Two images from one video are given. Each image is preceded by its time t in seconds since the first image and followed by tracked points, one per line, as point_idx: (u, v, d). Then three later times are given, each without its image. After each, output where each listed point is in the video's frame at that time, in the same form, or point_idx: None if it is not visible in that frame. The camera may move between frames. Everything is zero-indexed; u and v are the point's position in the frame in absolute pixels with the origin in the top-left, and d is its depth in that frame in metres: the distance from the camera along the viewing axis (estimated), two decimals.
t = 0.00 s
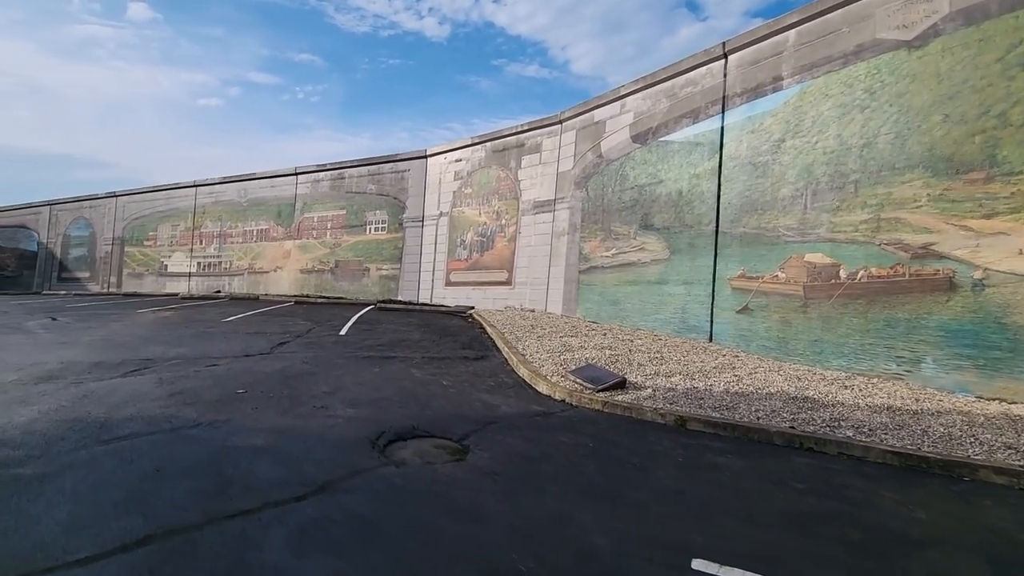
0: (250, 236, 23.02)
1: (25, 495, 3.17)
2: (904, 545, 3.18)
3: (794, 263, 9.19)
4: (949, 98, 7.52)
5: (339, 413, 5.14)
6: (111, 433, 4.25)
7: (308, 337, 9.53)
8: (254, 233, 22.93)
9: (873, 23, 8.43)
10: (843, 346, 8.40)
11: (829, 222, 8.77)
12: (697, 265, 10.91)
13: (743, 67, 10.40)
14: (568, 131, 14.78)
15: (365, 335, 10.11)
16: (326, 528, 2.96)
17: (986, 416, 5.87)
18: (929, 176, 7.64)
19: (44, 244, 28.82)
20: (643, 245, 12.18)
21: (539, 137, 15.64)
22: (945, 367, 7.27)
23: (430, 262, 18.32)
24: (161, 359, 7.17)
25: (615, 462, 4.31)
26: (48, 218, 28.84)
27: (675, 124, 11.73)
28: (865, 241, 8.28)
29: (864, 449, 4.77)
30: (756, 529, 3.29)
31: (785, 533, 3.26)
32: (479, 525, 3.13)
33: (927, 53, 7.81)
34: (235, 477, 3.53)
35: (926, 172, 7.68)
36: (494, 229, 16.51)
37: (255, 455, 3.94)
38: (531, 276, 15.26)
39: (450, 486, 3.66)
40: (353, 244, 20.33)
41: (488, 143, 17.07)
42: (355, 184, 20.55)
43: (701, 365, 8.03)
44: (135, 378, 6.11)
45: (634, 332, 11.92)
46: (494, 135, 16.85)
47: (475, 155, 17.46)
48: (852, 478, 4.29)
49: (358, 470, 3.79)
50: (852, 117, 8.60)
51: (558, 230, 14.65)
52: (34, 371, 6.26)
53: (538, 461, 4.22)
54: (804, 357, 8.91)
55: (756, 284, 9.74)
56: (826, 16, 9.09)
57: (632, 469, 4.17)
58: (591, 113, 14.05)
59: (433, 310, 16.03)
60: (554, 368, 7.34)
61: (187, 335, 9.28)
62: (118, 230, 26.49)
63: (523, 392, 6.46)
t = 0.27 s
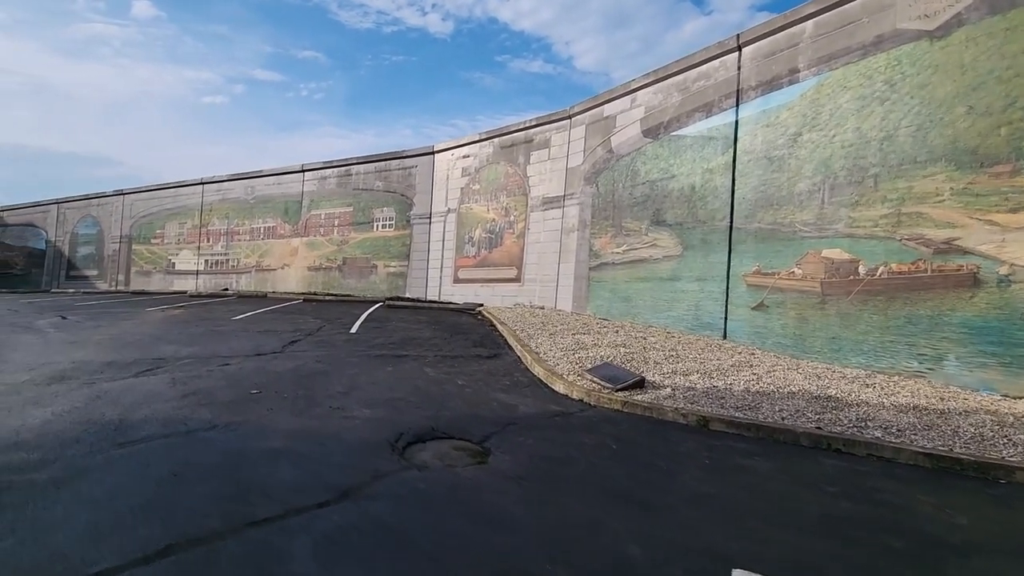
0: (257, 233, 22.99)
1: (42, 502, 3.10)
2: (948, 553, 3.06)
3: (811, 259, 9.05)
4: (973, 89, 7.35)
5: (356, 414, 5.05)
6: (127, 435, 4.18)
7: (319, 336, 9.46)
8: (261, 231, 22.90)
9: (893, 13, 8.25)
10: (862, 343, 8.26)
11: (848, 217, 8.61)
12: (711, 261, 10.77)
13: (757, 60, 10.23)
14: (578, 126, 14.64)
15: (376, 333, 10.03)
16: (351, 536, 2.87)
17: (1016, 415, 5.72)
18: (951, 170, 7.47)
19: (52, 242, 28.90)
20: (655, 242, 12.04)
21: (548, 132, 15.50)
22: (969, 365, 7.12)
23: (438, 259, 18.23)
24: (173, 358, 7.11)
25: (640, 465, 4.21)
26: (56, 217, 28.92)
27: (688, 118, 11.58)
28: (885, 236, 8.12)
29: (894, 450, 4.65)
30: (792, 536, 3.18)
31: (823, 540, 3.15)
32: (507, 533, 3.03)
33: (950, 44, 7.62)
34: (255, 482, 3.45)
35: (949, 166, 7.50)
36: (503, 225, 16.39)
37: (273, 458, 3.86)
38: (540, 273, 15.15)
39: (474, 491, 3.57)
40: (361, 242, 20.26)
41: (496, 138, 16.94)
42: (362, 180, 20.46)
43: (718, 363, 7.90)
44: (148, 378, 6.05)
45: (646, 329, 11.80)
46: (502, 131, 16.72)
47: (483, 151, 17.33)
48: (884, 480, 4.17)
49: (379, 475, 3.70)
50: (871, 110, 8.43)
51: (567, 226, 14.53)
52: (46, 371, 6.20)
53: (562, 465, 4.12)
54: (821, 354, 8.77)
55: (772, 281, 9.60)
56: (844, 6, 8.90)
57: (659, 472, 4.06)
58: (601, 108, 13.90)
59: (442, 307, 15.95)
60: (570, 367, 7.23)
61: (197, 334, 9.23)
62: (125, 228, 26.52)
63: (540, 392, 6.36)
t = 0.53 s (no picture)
0: (265, 232, 22.98)
1: (59, 510, 3.03)
2: (995, 563, 2.94)
3: (829, 256, 8.89)
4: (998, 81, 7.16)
5: (372, 416, 4.97)
6: (142, 439, 4.12)
7: (330, 336, 9.40)
8: (269, 229, 22.89)
9: (914, 4, 8.08)
10: (883, 341, 8.11)
11: (867, 213, 8.44)
12: (725, 258, 10.62)
13: (773, 53, 10.07)
14: (587, 122, 14.50)
15: (387, 333, 9.96)
16: (375, 546, 2.78)
17: None
18: (975, 163, 7.29)
19: (62, 242, 29.04)
20: (667, 239, 11.90)
21: (558, 129, 15.36)
22: (995, 364, 6.95)
23: (446, 257, 18.14)
24: (185, 359, 7.06)
25: (665, 469, 4.10)
26: (66, 217, 29.05)
27: (701, 113, 11.42)
28: (906, 232, 7.96)
29: (925, 454, 4.51)
30: (830, 545, 3.06)
31: (863, 550, 3.03)
32: (535, 542, 2.93)
33: (973, 35, 7.44)
34: (274, 489, 3.37)
35: (972, 159, 7.32)
36: (512, 223, 16.28)
37: (291, 464, 3.78)
38: (550, 271, 15.04)
39: (498, 497, 3.47)
40: (369, 240, 20.20)
41: (504, 135, 16.82)
42: (370, 178, 20.40)
43: (736, 362, 7.77)
44: (161, 380, 5.99)
45: (659, 327, 11.68)
46: (511, 128, 16.59)
47: (491, 148, 17.22)
48: (918, 485, 4.03)
49: (400, 480, 3.61)
50: (892, 103, 8.25)
51: (578, 224, 14.40)
52: (59, 373, 6.16)
53: (585, 469, 4.01)
54: (840, 353, 8.62)
55: (789, 278, 9.46)
56: None
57: (686, 477, 3.95)
58: (611, 104, 13.76)
59: (451, 306, 15.87)
60: (585, 367, 7.12)
61: (208, 334, 9.18)
62: (134, 227, 26.60)
63: (557, 392, 6.26)
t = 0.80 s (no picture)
0: (275, 229, 22.99)
1: (76, 514, 2.95)
2: None
3: (851, 250, 8.69)
4: None
5: (390, 416, 4.87)
6: (158, 440, 4.04)
7: (343, 333, 9.33)
8: (279, 227, 22.89)
9: None
10: (907, 338, 7.91)
11: (891, 207, 8.23)
12: (742, 253, 10.44)
13: (792, 44, 9.86)
14: (600, 117, 14.33)
15: (400, 330, 9.87)
16: (402, 553, 2.68)
17: None
18: (1004, 155, 7.05)
19: (74, 240, 29.24)
20: (682, 234, 11.72)
21: (570, 123, 15.20)
22: None
23: (457, 254, 18.04)
24: (199, 357, 7.00)
25: (694, 471, 3.97)
26: (78, 215, 29.23)
27: (717, 106, 11.23)
28: (931, 226, 7.75)
29: (963, 456, 4.34)
30: (875, 553, 2.92)
31: (910, 558, 2.89)
32: (567, 549, 2.82)
33: (1003, 21, 7.20)
34: (294, 492, 3.27)
35: (1001, 150, 7.09)
36: (523, 219, 16.15)
37: (310, 466, 3.68)
38: (562, 267, 14.91)
39: (524, 500, 3.35)
40: (379, 237, 20.15)
41: (515, 130, 16.67)
42: (380, 175, 20.32)
43: (757, 359, 7.61)
44: (175, 378, 5.93)
45: (674, 324, 11.52)
46: (522, 123, 16.45)
47: (502, 144, 17.08)
48: (958, 489, 3.87)
49: (422, 483, 3.51)
50: (917, 93, 8.02)
51: (590, 219, 14.25)
52: (74, 371, 6.12)
53: (611, 471, 3.89)
54: (863, 350, 8.43)
55: (808, 273, 9.27)
56: None
57: (716, 480, 3.82)
58: (624, 97, 13.58)
59: (462, 302, 15.79)
60: (603, 365, 6.99)
61: (221, 331, 9.14)
62: (145, 225, 26.71)
63: (575, 391, 6.14)
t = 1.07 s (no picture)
0: (285, 227, 22.97)
1: (87, 523, 2.83)
2: None
3: (875, 246, 8.44)
4: None
5: (407, 418, 4.73)
6: (171, 444, 3.93)
7: (356, 332, 9.22)
8: (289, 225, 22.87)
9: None
10: (935, 336, 7.67)
11: (918, 201, 7.97)
12: (761, 249, 10.21)
13: (812, 34, 9.60)
14: (613, 111, 14.12)
15: (413, 328, 9.74)
16: (426, 567, 2.53)
17: None
18: None
19: (87, 239, 29.44)
20: (698, 230, 11.50)
21: (582, 118, 15.00)
22: None
23: (467, 251, 17.90)
24: (211, 357, 6.91)
25: (726, 477, 3.79)
26: (91, 214, 29.42)
27: (735, 99, 10.99)
28: (961, 220, 7.48)
29: (1008, 461, 4.12)
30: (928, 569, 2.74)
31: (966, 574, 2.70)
32: (599, 562, 2.66)
33: None
34: (312, 500, 3.14)
35: None
36: (535, 215, 15.98)
37: (328, 471, 3.55)
38: (574, 264, 14.74)
39: (551, 509, 3.20)
40: (389, 234, 20.05)
41: (526, 126, 16.49)
42: (389, 172, 20.22)
43: (780, 359, 7.40)
44: (188, 378, 5.83)
45: (690, 321, 11.32)
46: (533, 118, 16.26)
47: (513, 140, 16.90)
48: (1006, 497, 3.66)
49: (444, 490, 3.36)
50: (946, 83, 7.75)
51: (603, 216, 14.07)
52: (86, 371, 6.04)
53: (639, 477, 3.73)
54: (888, 349, 8.19)
55: (831, 270, 9.03)
56: None
57: (750, 487, 3.64)
58: (638, 91, 13.36)
59: (473, 300, 15.66)
60: (622, 364, 6.82)
61: (233, 330, 9.06)
62: (157, 223, 26.82)
63: (595, 392, 5.97)
